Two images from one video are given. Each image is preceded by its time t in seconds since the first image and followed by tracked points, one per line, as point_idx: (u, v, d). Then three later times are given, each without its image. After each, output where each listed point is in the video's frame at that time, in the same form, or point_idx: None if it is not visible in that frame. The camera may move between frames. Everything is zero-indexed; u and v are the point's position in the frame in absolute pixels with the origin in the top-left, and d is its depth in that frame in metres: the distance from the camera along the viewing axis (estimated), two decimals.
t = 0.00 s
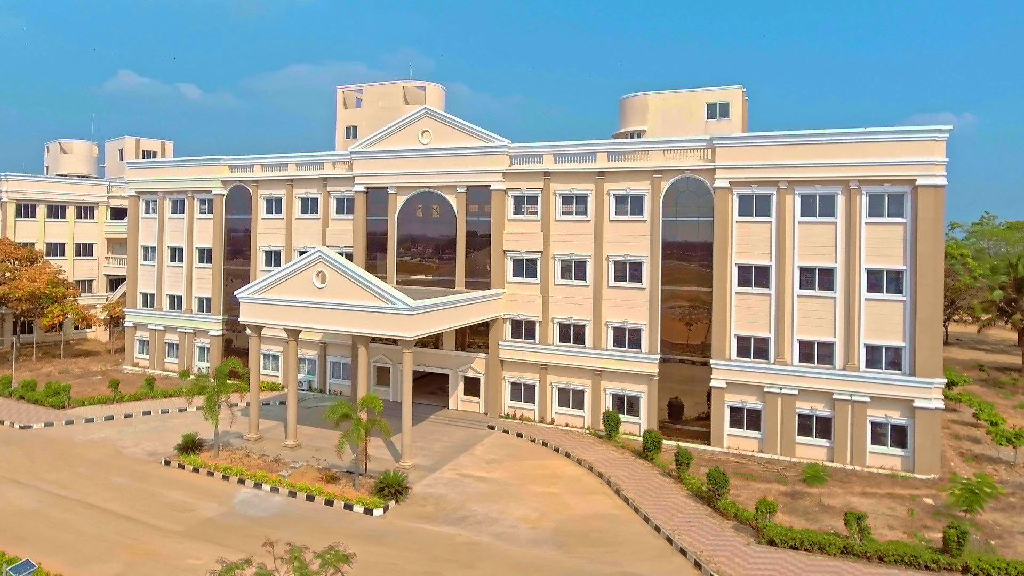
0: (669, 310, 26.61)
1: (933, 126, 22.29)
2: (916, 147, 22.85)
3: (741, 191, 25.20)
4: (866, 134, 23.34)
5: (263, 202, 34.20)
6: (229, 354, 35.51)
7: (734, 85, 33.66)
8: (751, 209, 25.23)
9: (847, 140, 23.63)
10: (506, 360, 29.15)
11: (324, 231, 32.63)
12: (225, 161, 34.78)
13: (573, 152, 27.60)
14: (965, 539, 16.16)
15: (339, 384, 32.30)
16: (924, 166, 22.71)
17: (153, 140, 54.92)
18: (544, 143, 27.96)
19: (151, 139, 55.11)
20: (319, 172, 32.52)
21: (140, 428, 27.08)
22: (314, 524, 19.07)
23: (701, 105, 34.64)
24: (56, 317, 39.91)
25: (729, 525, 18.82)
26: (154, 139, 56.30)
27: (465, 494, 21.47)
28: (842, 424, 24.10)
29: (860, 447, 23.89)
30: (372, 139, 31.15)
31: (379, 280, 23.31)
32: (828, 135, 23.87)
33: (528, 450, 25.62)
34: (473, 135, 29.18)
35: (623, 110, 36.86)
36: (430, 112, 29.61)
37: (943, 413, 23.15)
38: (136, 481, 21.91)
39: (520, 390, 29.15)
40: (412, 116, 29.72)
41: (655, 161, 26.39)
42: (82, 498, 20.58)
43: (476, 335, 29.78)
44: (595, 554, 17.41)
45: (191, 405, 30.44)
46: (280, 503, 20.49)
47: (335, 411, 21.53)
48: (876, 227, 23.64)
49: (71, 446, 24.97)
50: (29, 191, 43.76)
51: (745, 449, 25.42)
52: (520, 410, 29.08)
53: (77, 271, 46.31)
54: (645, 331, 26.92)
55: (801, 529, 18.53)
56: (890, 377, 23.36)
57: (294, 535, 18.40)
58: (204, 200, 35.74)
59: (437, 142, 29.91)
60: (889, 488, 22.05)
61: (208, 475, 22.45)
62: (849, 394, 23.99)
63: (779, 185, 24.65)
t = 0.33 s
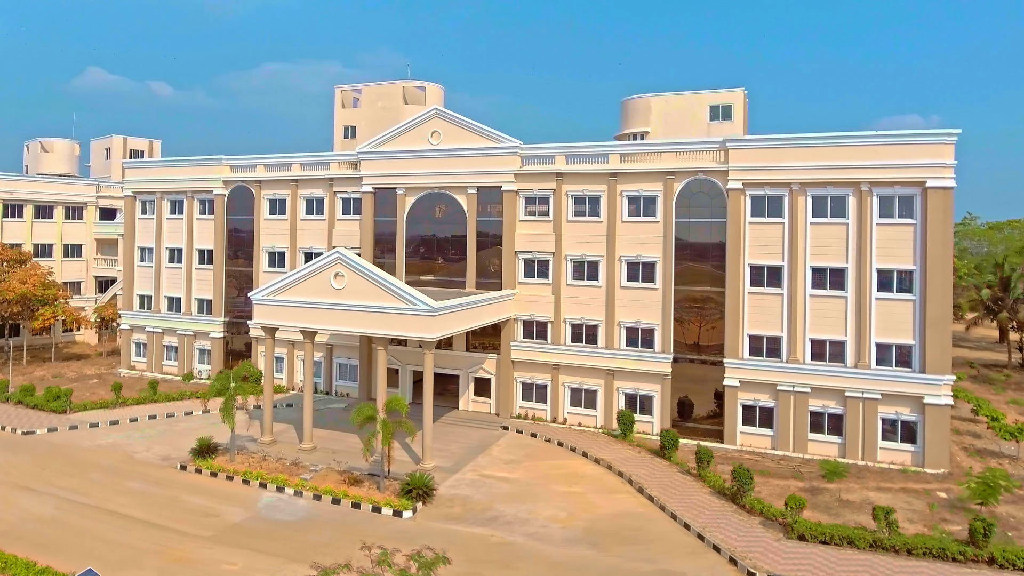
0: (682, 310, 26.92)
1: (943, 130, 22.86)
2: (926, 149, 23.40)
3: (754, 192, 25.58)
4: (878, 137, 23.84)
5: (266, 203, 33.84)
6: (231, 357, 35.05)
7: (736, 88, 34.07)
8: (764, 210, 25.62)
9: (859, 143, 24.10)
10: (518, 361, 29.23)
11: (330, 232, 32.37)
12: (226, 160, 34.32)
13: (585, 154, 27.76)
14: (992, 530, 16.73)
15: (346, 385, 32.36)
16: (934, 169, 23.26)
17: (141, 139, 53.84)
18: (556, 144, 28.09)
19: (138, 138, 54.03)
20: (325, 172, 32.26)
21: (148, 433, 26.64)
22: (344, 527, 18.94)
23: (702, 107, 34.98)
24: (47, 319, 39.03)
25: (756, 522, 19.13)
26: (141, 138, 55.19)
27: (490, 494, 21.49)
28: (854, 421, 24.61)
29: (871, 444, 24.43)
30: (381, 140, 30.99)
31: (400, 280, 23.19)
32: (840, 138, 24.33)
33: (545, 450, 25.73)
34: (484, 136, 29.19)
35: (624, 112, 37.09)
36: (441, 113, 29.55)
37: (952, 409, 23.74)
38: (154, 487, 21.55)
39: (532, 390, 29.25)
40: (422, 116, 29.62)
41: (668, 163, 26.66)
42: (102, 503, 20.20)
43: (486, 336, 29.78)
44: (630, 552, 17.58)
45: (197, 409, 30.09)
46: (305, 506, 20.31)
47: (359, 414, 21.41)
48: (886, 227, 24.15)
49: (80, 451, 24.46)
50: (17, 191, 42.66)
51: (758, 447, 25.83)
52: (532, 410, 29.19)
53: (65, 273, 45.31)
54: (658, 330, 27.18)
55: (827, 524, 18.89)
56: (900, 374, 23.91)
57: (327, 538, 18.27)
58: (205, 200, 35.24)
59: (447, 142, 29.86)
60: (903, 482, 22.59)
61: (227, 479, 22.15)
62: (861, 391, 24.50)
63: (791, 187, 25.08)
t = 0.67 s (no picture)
0: (692, 309, 27.16)
1: (950, 133, 23.38)
2: (933, 152, 23.92)
3: (763, 193, 25.94)
4: (886, 139, 24.31)
5: (268, 203, 33.49)
6: (231, 359, 34.58)
7: (737, 90, 34.45)
8: (773, 211, 26.00)
9: (868, 145, 24.52)
10: (527, 361, 29.30)
11: (335, 233, 32.12)
12: (227, 160, 33.89)
13: (595, 154, 27.91)
14: (1011, 523, 17.40)
15: (351, 387, 32.24)
16: (941, 171, 23.78)
17: (129, 138, 52.87)
18: (566, 145, 28.19)
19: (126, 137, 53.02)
20: (329, 173, 32.00)
21: (156, 437, 26.26)
22: (371, 529, 18.86)
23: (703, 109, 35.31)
24: (39, 322, 38.24)
25: (779, 518, 19.44)
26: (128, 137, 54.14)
27: (512, 495, 21.53)
28: (863, 418, 25.07)
29: (879, 440, 24.91)
30: (387, 140, 30.84)
31: (417, 281, 23.10)
32: (849, 140, 24.74)
33: (559, 450, 25.82)
34: (493, 137, 29.20)
35: (625, 113, 37.30)
36: (449, 113, 29.49)
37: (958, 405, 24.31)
38: (171, 492, 21.24)
39: (541, 391, 29.33)
40: (430, 116, 29.53)
41: (678, 164, 26.90)
42: (120, 509, 19.85)
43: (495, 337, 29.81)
44: (660, 550, 17.77)
45: (202, 412, 29.76)
46: (328, 509, 20.17)
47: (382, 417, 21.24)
48: (894, 228, 24.64)
49: (88, 456, 24.01)
50: (4, 190, 41.62)
51: (769, 445, 26.21)
52: (541, 411, 29.27)
53: (54, 275, 44.36)
54: (668, 330, 27.43)
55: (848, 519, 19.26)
56: (908, 372, 24.42)
57: (355, 541, 18.17)
58: (204, 200, 34.75)
59: (455, 143, 29.81)
60: (913, 477, 23.10)
61: (244, 484, 21.90)
62: (870, 389, 24.97)
63: (801, 189, 25.49)
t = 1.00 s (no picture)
0: (700, 309, 27.44)
1: (954, 137, 23.96)
2: (937, 155, 24.50)
3: (771, 195, 26.34)
4: (891, 143, 24.84)
5: (269, 204, 33.12)
6: (231, 361, 34.12)
7: (736, 92, 34.91)
8: (781, 212, 26.42)
9: (874, 148, 25.02)
10: (535, 361, 29.37)
11: (339, 234, 31.86)
12: (226, 159, 33.44)
13: (604, 155, 28.08)
14: None
15: (356, 389, 32.02)
16: (945, 173, 24.36)
17: (115, 136, 51.84)
18: (574, 146, 28.32)
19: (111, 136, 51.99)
20: (332, 173, 31.74)
21: (162, 442, 25.84)
22: (397, 531, 18.77)
23: (703, 111, 35.70)
24: (27, 324, 37.36)
25: (799, 514, 19.77)
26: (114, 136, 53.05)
27: (532, 495, 21.58)
28: (869, 415, 25.58)
29: (885, 437, 25.44)
30: (393, 140, 30.70)
31: (434, 282, 23.05)
32: (855, 143, 25.22)
33: (571, 450, 25.93)
34: (501, 138, 29.22)
35: (625, 114, 37.57)
36: (456, 114, 29.45)
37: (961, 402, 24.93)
38: (186, 496, 20.89)
39: (549, 391, 29.43)
40: (437, 117, 29.45)
41: (687, 166, 27.17)
42: (136, 515, 19.47)
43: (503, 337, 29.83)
44: (687, 548, 17.96)
45: (205, 415, 29.39)
46: (350, 512, 20.03)
47: (404, 420, 21.17)
48: (899, 229, 25.18)
49: (95, 462, 23.51)
50: None
51: (776, 442, 26.61)
52: (550, 411, 29.37)
53: (40, 276, 43.34)
54: (677, 330, 27.70)
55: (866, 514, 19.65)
56: (913, 370, 24.99)
57: (382, 543, 18.06)
58: (203, 200, 34.25)
59: (462, 143, 29.77)
60: (920, 473, 23.64)
61: (261, 487, 21.63)
62: (875, 386, 25.48)
63: (808, 191, 25.93)
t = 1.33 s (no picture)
0: (707, 309, 27.81)
1: (956, 140, 24.64)
2: (939, 158, 25.18)
3: (777, 197, 26.79)
4: (895, 146, 25.44)
5: (269, 204, 32.67)
6: (229, 365, 33.55)
7: (734, 95, 35.44)
8: (786, 214, 26.91)
9: (878, 151, 25.61)
10: (543, 362, 29.47)
11: (341, 235, 31.55)
12: (224, 159, 32.89)
13: (612, 157, 28.29)
14: None
15: (359, 391, 31.72)
16: (947, 177, 25.04)
17: (96, 134, 50.60)
18: (582, 148, 28.48)
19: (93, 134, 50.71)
20: (335, 173, 31.44)
21: (168, 449, 25.35)
22: (424, 534, 18.71)
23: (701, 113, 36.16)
24: (12, 327, 36.29)
25: (818, 510, 20.18)
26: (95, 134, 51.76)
27: (552, 495, 21.67)
28: (872, 412, 26.20)
29: (888, 433, 26.08)
30: (398, 141, 30.51)
31: (451, 284, 22.97)
32: (860, 146, 25.79)
33: (584, 450, 26.08)
34: (508, 139, 29.22)
35: (623, 116, 37.87)
36: (463, 115, 29.38)
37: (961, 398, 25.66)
38: (203, 503, 20.53)
39: (557, 392, 29.55)
40: (444, 118, 29.35)
41: (694, 168, 27.51)
42: (155, 523, 19.09)
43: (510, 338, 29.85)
44: (715, 546, 18.21)
45: (207, 420, 28.89)
46: (373, 516, 19.89)
47: (426, 421, 21.20)
48: (902, 231, 25.84)
49: (102, 470, 22.97)
50: None
51: (782, 440, 27.10)
52: (557, 411, 29.48)
53: (22, 278, 42.13)
54: (684, 330, 28.02)
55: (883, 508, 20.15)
56: (916, 368, 25.65)
57: (412, 547, 17.98)
58: (199, 201, 33.63)
59: (468, 144, 29.70)
60: (925, 468, 24.27)
61: (279, 493, 21.35)
62: (879, 384, 26.11)
63: (813, 193, 26.44)
